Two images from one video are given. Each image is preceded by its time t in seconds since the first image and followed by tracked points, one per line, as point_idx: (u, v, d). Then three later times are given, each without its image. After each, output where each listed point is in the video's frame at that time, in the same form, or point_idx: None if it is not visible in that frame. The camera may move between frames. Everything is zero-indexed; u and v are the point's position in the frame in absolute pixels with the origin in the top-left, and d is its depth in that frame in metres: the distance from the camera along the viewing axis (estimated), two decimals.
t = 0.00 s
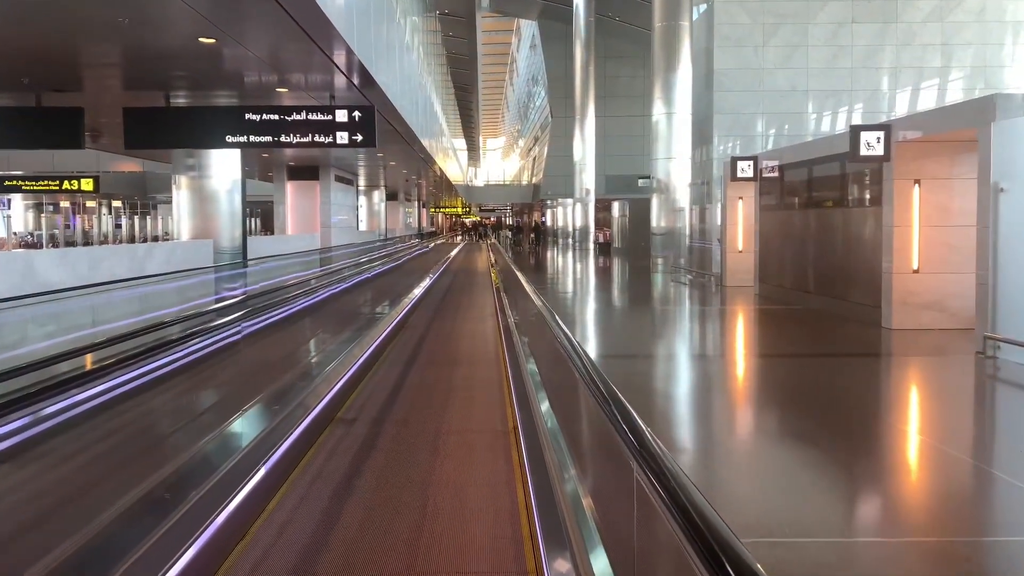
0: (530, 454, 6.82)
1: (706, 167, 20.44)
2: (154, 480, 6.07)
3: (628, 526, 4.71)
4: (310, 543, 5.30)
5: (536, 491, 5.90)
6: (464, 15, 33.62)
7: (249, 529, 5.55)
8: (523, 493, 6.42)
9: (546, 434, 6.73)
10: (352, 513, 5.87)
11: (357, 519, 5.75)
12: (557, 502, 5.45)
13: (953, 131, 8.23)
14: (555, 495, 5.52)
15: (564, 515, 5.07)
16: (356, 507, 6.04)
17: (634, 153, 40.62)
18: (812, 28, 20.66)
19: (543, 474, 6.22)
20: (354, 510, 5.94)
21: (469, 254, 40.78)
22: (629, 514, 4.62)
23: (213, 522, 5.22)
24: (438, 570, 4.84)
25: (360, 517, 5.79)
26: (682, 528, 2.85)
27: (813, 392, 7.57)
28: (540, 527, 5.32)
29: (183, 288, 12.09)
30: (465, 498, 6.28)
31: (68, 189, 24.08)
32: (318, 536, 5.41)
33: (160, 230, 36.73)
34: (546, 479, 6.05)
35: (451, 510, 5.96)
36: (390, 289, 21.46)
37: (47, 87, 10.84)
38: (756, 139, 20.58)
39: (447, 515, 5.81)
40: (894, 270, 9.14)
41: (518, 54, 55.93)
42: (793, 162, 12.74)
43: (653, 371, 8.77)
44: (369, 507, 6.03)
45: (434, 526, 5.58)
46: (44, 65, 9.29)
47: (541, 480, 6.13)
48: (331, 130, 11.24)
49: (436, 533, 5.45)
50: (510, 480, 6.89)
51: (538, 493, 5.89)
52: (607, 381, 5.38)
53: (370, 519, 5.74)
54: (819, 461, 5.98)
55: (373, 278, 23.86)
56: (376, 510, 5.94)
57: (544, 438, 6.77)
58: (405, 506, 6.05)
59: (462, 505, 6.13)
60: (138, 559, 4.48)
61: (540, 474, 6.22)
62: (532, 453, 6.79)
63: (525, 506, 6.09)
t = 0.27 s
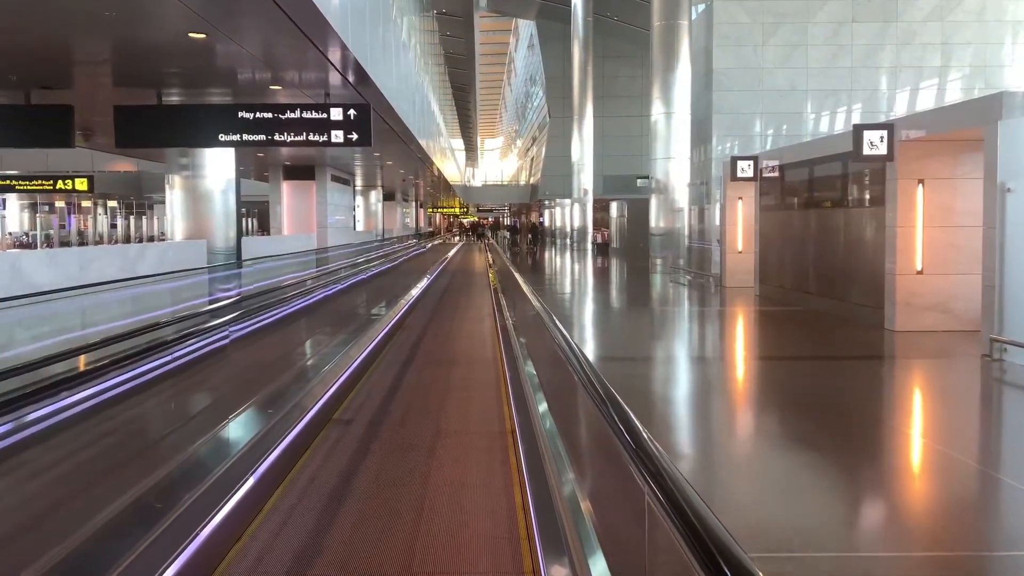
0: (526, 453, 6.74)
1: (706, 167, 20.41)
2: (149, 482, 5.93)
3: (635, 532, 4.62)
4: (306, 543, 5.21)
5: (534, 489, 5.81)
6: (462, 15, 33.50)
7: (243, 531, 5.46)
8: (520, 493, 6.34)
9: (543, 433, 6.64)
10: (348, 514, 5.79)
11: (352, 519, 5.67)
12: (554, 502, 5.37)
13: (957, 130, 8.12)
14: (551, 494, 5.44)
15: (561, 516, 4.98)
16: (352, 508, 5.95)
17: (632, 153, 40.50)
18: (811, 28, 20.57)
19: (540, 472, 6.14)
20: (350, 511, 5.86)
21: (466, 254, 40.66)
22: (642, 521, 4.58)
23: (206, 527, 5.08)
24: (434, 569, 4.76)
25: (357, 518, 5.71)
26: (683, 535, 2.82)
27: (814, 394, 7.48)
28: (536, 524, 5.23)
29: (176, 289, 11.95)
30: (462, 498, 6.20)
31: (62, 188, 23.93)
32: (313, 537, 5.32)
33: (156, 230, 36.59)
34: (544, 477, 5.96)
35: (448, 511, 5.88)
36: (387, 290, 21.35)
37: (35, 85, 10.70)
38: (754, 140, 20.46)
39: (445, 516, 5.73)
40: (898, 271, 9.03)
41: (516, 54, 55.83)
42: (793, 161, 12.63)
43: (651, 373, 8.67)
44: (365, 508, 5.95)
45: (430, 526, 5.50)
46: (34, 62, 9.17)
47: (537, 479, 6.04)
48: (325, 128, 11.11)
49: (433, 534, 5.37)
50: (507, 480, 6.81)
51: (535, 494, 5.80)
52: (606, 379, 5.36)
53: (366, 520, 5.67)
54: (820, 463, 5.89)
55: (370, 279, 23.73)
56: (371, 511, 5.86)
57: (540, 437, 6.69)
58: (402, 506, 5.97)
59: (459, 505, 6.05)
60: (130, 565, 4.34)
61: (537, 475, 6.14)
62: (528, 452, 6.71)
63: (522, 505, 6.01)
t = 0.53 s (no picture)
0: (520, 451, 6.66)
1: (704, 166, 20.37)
2: (139, 484, 5.80)
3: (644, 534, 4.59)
4: (302, 541, 5.13)
5: (528, 486, 5.71)
6: (458, 13, 33.36)
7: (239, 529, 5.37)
8: (515, 491, 6.27)
9: (538, 431, 6.56)
10: (341, 513, 5.69)
11: (346, 519, 5.58)
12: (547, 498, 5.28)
13: (958, 128, 8.04)
14: (546, 491, 5.35)
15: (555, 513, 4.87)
16: (345, 507, 5.87)
17: (628, 153, 40.42)
18: (809, 26, 20.49)
19: (534, 470, 6.05)
20: (343, 510, 5.77)
21: (462, 253, 40.55)
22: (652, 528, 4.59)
23: (198, 526, 4.95)
24: (428, 568, 4.69)
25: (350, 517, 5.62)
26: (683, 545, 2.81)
27: (812, 395, 7.39)
28: (530, 523, 5.15)
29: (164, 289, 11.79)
30: (457, 498, 6.12)
31: (53, 186, 23.71)
32: (305, 536, 5.22)
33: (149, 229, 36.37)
34: (539, 474, 5.88)
35: (443, 510, 5.80)
36: (382, 289, 21.22)
37: (22, 80, 10.53)
38: (749, 139, 20.31)
39: (440, 515, 5.65)
40: (898, 272, 8.93)
41: (512, 53, 55.73)
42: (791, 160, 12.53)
43: (647, 375, 8.58)
44: (358, 508, 5.86)
45: (425, 526, 5.41)
46: (22, 56, 9.00)
47: (531, 476, 5.95)
48: (318, 125, 11.03)
49: (427, 533, 5.28)
50: (502, 478, 6.74)
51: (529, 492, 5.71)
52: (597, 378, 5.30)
53: (360, 519, 5.58)
54: (819, 464, 5.81)
55: (365, 278, 23.61)
56: (365, 511, 5.77)
57: (535, 434, 6.60)
58: (396, 506, 5.89)
59: (454, 504, 5.96)
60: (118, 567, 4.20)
61: (532, 472, 6.06)
62: (523, 450, 6.63)
63: (517, 504, 5.93)
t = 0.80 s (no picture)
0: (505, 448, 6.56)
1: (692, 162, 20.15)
2: (119, 484, 5.64)
3: (641, 534, 4.52)
4: (285, 547, 5.05)
5: (514, 483, 5.61)
6: (444, 8, 33.15)
7: (220, 533, 5.28)
8: (501, 491, 6.18)
9: (523, 429, 6.47)
10: (323, 520, 5.59)
11: (328, 526, 5.48)
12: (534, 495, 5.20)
13: (948, 125, 7.98)
14: (530, 489, 5.24)
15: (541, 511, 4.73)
16: (327, 513, 5.76)
17: (614, 149, 40.37)
18: (796, 23, 20.46)
19: (519, 467, 5.96)
20: (326, 517, 5.66)
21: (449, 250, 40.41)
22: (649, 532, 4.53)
23: (176, 530, 4.81)
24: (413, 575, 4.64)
25: (333, 524, 5.52)
26: None
27: (800, 394, 7.33)
28: (517, 519, 5.02)
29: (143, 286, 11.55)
30: (441, 501, 6.04)
31: (32, 181, 23.34)
32: (285, 544, 5.11)
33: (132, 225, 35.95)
34: (524, 471, 5.78)
35: (427, 515, 5.70)
36: (368, 286, 21.05)
37: None
38: (735, 136, 20.27)
39: (424, 521, 5.56)
40: (889, 269, 8.87)
41: (498, 49, 55.54)
42: (781, 156, 12.45)
43: (634, 373, 8.49)
44: (341, 514, 5.76)
45: (408, 533, 5.32)
46: None
47: (517, 474, 5.86)
48: (300, 118, 10.83)
49: (411, 540, 5.18)
50: (488, 479, 6.66)
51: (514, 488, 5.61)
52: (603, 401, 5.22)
53: (342, 526, 5.48)
54: (807, 464, 5.75)
55: (350, 274, 23.43)
56: (348, 518, 5.67)
57: (519, 431, 6.50)
58: (380, 512, 5.79)
59: (438, 508, 5.88)
60: (96, 570, 4.07)
61: (517, 469, 5.96)
62: (507, 447, 6.54)
63: (503, 505, 5.84)
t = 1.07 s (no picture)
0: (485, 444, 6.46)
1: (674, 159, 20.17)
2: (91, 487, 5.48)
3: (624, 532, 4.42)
4: (262, 547, 4.96)
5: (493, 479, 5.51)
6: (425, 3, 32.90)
7: (196, 534, 5.16)
8: (481, 486, 6.12)
9: (505, 425, 6.38)
10: (301, 519, 5.49)
11: (306, 525, 5.38)
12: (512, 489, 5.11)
13: (933, 121, 7.95)
14: (510, 486, 5.16)
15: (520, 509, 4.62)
16: (306, 512, 5.67)
17: (596, 146, 40.34)
18: (778, 19, 20.47)
19: (499, 464, 5.87)
20: (305, 516, 5.57)
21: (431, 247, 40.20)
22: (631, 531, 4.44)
23: (149, 533, 4.66)
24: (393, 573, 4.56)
25: (311, 522, 5.43)
26: None
27: (782, 392, 7.29)
28: (496, 516, 4.91)
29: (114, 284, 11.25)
30: (422, 499, 5.96)
31: (4, 176, 22.86)
32: (263, 543, 5.01)
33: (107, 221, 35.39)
34: (504, 465, 5.69)
35: (408, 513, 5.64)
36: (348, 283, 20.84)
37: None
38: (716, 133, 20.31)
39: (403, 518, 5.49)
40: (873, 267, 8.85)
41: (480, 45, 55.31)
42: (764, 153, 12.43)
43: (617, 371, 8.42)
44: (320, 512, 5.66)
45: (387, 531, 5.24)
46: None
47: (496, 471, 5.78)
48: (277, 112, 10.70)
49: (390, 538, 5.12)
50: (468, 477, 6.59)
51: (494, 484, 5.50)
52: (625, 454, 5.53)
53: (322, 524, 5.39)
54: (787, 462, 5.70)
55: (331, 271, 23.20)
56: (327, 517, 5.57)
57: (500, 428, 6.40)
58: (360, 510, 5.71)
59: (418, 506, 5.80)
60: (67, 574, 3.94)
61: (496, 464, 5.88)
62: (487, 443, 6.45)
63: (484, 502, 5.77)
